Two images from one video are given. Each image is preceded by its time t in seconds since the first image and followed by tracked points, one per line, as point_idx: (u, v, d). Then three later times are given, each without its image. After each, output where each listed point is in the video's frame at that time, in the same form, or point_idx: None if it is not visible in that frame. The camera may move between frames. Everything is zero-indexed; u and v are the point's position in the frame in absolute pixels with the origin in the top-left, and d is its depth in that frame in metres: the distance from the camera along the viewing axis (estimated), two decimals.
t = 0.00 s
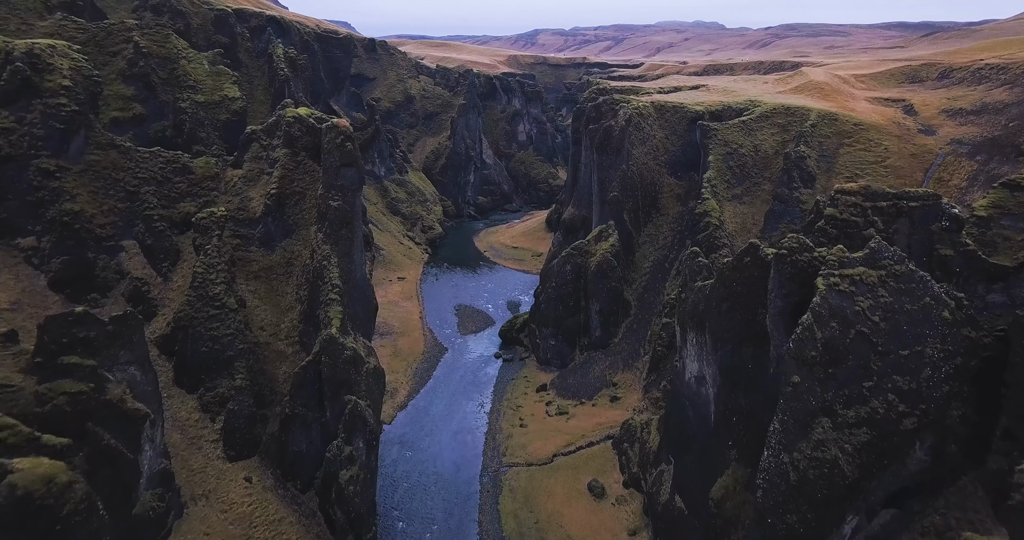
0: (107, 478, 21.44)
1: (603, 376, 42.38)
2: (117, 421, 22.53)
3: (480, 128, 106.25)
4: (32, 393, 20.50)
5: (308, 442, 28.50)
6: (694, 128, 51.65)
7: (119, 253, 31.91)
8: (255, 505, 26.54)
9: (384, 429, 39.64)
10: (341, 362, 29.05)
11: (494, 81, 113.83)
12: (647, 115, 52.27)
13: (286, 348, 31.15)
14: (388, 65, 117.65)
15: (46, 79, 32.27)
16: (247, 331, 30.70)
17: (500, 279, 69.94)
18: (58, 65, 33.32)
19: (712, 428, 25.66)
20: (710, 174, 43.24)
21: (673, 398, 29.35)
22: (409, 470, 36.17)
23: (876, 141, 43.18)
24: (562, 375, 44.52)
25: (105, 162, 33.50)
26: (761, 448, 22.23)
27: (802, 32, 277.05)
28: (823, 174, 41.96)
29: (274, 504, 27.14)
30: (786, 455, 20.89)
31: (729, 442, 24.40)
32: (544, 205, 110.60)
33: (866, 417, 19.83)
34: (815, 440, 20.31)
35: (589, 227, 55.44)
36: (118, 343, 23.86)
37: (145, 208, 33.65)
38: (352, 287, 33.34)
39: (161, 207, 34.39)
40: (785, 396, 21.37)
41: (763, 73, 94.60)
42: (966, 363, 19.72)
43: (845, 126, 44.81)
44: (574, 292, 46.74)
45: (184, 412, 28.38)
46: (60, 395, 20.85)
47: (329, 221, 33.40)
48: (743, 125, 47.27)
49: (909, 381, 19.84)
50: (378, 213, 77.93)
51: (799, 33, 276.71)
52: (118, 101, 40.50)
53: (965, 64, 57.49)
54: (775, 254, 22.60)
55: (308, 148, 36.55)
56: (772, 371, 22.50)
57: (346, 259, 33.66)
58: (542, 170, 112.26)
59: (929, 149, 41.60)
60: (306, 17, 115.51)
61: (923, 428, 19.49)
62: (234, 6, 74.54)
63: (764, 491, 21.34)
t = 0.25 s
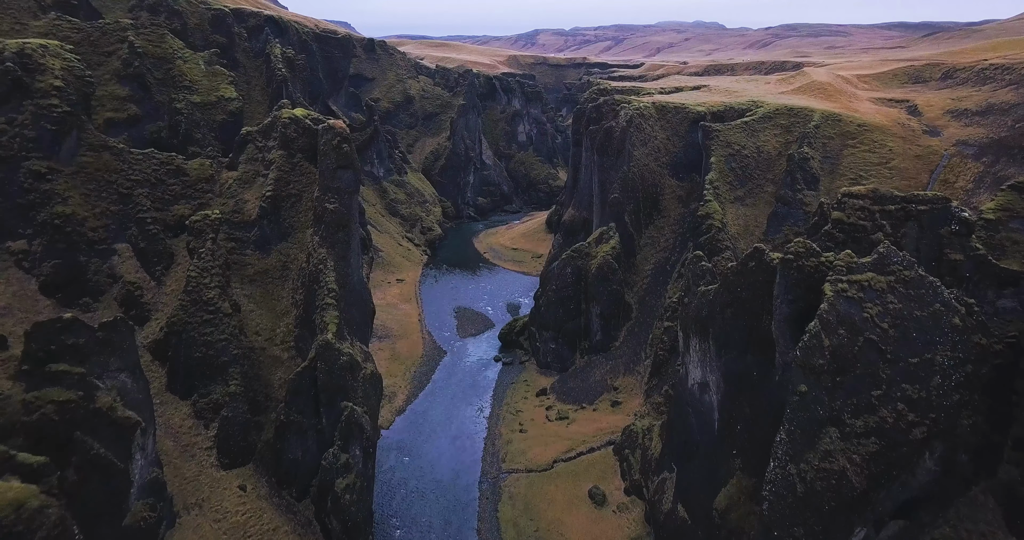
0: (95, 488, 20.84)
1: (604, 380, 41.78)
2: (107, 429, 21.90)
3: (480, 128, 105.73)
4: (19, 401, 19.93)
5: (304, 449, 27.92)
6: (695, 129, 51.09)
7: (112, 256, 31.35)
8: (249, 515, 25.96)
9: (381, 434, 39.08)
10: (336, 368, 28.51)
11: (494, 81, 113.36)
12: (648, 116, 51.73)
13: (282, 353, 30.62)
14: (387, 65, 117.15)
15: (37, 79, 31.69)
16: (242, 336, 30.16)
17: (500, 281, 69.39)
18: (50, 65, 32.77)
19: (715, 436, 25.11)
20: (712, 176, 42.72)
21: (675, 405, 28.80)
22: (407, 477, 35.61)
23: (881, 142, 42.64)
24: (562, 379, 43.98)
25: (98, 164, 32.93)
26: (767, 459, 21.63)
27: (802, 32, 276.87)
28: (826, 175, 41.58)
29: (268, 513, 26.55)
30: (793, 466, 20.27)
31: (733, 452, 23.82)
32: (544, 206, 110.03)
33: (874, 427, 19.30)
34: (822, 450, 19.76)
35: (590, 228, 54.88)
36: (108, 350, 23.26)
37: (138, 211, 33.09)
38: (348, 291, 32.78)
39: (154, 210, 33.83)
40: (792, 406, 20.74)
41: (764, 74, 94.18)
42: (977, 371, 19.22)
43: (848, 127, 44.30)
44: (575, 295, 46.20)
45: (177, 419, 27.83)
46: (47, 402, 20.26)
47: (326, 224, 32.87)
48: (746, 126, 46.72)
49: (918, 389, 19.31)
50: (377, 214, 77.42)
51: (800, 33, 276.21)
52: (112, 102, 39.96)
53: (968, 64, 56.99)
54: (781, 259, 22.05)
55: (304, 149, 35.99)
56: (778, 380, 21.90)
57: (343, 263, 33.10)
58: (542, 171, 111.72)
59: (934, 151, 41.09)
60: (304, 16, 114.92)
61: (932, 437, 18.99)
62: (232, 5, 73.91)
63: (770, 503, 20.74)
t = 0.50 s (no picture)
0: (83, 500, 20.27)
1: (605, 384, 41.25)
2: (98, 439, 21.31)
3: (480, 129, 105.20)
4: (6, 409, 19.43)
5: (299, 457, 27.37)
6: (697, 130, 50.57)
7: (104, 260, 30.81)
8: (243, 524, 25.43)
9: (379, 439, 38.54)
10: (332, 375, 27.96)
11: (493, 82, 112.84)
12: (650, 117, 51.18)
13: (277, 359, 30.07)
14: (386, 65, 116.62)
15: (28, 79, 31.14)
16: (236, 341, 29.60)
17: (499, 283, 68.85)
18: (42, 65, 32.24)
19: (719, 445, 24.55)
20: (715, 177, 42.20)
21: (678, 411, 28.25)
22: (405, 483, 35.08)
23: (885, 143, 42.11)
24: (563, 383, 43.47)
25: (90, 166, 32.39)
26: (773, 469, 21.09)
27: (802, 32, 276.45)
28: (830, 177, 41.07)
29: (263, 522, 26.02)
30: (800, 477, 19.74)
31: (738, 460, 23.29)
32: (544, 207, 109.45)
33: (882, 437, 18.82)
34: (830, 461, 19.20)
35: (590, 230, 54.33)
36: (98, 357, 22.68)
37: (131, 214, 32.56)
38: (345, 295, 32.23)
39: (148, 213, 33.30)
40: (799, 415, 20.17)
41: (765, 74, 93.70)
42: (989, 379, 18.70)
43: (852, 128, 43.78)
44: (575, 298, 45.64)
45: (170, 426, 27.28)
46: (34, 412, 19.72)
47: (322, 227, 32.33)
48: (748, 127, 46.18)
49: (928, 398, 18.79)
50: (376, 216, 76.92)
51: (800, 33, 275.96)
52: (106, 102, 39.42)
53: (972, 64, 56.46)
54: (786, 264, 21.51)
55: (300, 151, 35.44)
56: (784, 388, 21.36)
57: (340, 266, 32.55)
58: (542, 171, 111.21)
59: (939, 152, 40.57)
60: (303, 16, 114.37)
61: (942, 447, 18.49)
62: (229, 5, 73.36)
63: (776, 515, 20.20)
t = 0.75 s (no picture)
0: (72, 511, 19.69)
1: (606, 388, 40.70)
2: (87, 448, 20.74)
3: (479, 129, 104.71)
4: None
5: (295, 464, 26.77)
6: (699, 131, 50.06)
7: (97, 264, 30.29)
8: (236, 534, 24.86)
9: (377, 445, 38.00)
10: (328, 381, 27.36)
11: (493, 82, 112.35)
12: (651, 118, 50.65)
13: (272, 365, 29.52)
14: (386, 65, 116.15)
15: (19, 79, 30.60)
16: (231, 346, 29.07)
17: (499, 285, 68.33)
18: (33, 66, 31.74)
19: (723, 453, 23.99)
20: (717, 179, 41.64)
21: (681, 418, 27.73)
22: (403, 490, 34.52)
23: (890, 144, 41.55)
24: (563, 387, 42.91)
25: (82, 168, 31.87)
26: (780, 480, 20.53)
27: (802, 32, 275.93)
28: (835, 179, 40.53)
29: (257, 532, 25.43)
30: (808, 489, 19.14)
31: (743, 470, 22.74)
32: (544, 207, 108.89)
33: (892, 447, 18.27)
34: (839, 473, 18.64)
35: (591, 232, 53.78)
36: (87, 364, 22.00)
37: (124, 217, 32.03)
38: (342, 299, 31.70)
39: (141, 215, 32.77)
40: (807, 426, 19.58)
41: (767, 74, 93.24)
42: (1002, 388, 18.11)
43: (856, 129, 43.26)
44: (576, 300, 45.08)
45: (163, 434, 26.74)
46: (22, 421, 18.60)
47: (318, 230, 31.78)
48: (751, 128, 45.64)
49: (939, 407, 18.23)
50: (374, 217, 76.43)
51: (800, 33, 275.65)
52: (101, 103, 38.89)
53: (976, 64, 55.92)
54: (793, 269, 20.96)
55: (296, 152, 34.88)
56: (790, 396, 20.81)
57: (337, 270, 32.02)
58: (542, 172, 110.68)
59: (945, 153, 40.04)
60: (302, 16, 113.97)
61: (954, 458, 17.92)
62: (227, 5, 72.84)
63: (783, 527, 19.63)
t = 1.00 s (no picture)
0: (60, 523, 19.18)
1: (607, 392, 40.15)
2: (77, 458, 20.19)
3: (479, 130, 104.23)
4: None
5: (290, 473, 26.18)
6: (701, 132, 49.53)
7: (89, 267, 29.77)
8: None
9: (375, 450, 37.47)
10: (324, 387, 26.81)
11: (493, 82, 111.81)
12: (652, 119, 50.12)
13: (268, 370, 28.98)
14: (385, 66, 115.64)
15: (9, 80, 30.05)
16: (225, 352, 28.54)
17: (499, 287, 67.79)
18: (24, 66, 31.26)
19: (728, 462, 23.41)
20: (720, 181, 41.11)
21: (684, 425, 27.19)
22: (401, 497, 33.97)
23: (895, 145, 41.00)
24: (564, 392, 42.37)
25: (75, 170, 31.33)
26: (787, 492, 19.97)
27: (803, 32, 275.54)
28: (839, 180, 40.01)
29: None
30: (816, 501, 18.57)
31: (748, 480, 22.19)
32: (544, 208, 108.32)
33: (902, 458, 17.75)
34: (848, 485, 18.08)
35: (592, 234, 53.23)
36: (77, 372, 21.44)
37: (117, 219, 31.52)
38: (339, 303, 31.19)
39: (135, 218, 32.26)
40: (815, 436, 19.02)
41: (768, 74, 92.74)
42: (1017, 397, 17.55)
43: (861, 130, 42.74)
44: (576, 304, 44.52)
45: (156, 441, 26.20)
46: (9, 432, 18.19)
47: (314, 233, 31.28)
48: (754, 129, 45.11)
49: (951, 417, 17.70)
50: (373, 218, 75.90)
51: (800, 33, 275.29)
52: (95, 104, 38.32)
53: (981, 65, 55.36)
54: (800, 275, 20.46)
55: (292, 154, 34.35)
56: (797, 405, 20.29)
57: (334, 273, 31.49)
58: (543, 172, 110.12)
59: (951, 154, 39.50)
60: (301, 16, 113.46)
61: (966, 469, 17.38)
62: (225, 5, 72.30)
63: None
